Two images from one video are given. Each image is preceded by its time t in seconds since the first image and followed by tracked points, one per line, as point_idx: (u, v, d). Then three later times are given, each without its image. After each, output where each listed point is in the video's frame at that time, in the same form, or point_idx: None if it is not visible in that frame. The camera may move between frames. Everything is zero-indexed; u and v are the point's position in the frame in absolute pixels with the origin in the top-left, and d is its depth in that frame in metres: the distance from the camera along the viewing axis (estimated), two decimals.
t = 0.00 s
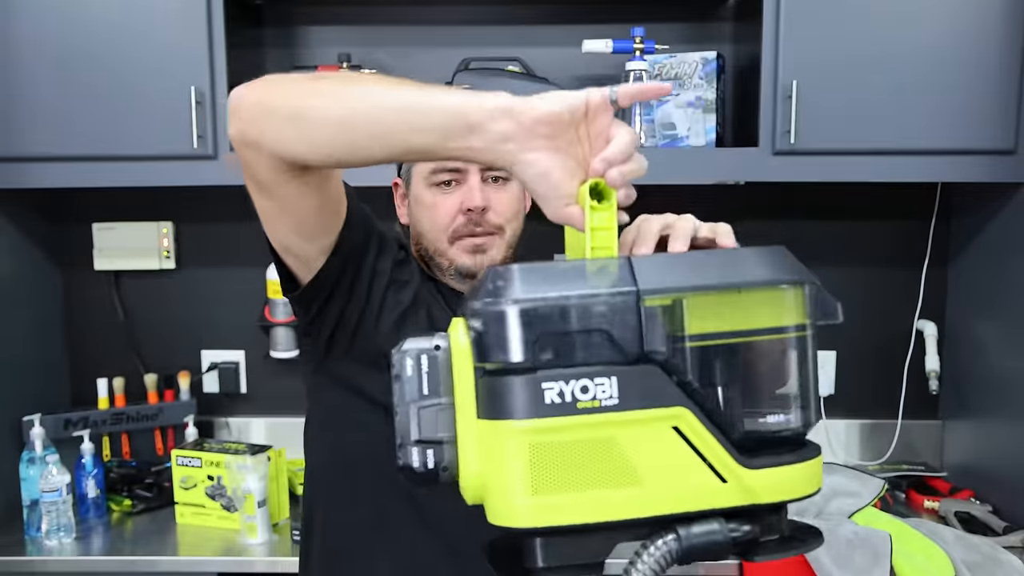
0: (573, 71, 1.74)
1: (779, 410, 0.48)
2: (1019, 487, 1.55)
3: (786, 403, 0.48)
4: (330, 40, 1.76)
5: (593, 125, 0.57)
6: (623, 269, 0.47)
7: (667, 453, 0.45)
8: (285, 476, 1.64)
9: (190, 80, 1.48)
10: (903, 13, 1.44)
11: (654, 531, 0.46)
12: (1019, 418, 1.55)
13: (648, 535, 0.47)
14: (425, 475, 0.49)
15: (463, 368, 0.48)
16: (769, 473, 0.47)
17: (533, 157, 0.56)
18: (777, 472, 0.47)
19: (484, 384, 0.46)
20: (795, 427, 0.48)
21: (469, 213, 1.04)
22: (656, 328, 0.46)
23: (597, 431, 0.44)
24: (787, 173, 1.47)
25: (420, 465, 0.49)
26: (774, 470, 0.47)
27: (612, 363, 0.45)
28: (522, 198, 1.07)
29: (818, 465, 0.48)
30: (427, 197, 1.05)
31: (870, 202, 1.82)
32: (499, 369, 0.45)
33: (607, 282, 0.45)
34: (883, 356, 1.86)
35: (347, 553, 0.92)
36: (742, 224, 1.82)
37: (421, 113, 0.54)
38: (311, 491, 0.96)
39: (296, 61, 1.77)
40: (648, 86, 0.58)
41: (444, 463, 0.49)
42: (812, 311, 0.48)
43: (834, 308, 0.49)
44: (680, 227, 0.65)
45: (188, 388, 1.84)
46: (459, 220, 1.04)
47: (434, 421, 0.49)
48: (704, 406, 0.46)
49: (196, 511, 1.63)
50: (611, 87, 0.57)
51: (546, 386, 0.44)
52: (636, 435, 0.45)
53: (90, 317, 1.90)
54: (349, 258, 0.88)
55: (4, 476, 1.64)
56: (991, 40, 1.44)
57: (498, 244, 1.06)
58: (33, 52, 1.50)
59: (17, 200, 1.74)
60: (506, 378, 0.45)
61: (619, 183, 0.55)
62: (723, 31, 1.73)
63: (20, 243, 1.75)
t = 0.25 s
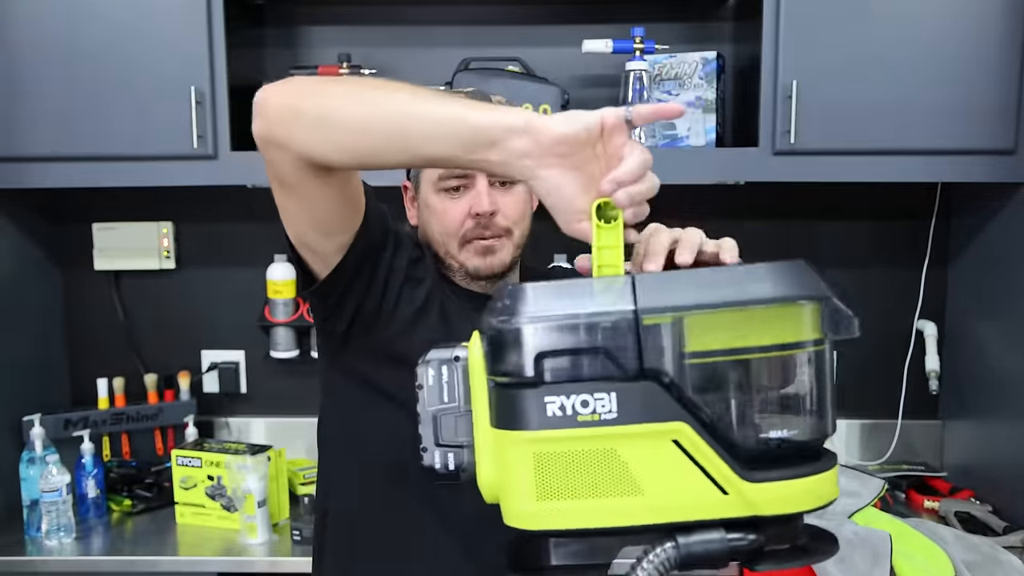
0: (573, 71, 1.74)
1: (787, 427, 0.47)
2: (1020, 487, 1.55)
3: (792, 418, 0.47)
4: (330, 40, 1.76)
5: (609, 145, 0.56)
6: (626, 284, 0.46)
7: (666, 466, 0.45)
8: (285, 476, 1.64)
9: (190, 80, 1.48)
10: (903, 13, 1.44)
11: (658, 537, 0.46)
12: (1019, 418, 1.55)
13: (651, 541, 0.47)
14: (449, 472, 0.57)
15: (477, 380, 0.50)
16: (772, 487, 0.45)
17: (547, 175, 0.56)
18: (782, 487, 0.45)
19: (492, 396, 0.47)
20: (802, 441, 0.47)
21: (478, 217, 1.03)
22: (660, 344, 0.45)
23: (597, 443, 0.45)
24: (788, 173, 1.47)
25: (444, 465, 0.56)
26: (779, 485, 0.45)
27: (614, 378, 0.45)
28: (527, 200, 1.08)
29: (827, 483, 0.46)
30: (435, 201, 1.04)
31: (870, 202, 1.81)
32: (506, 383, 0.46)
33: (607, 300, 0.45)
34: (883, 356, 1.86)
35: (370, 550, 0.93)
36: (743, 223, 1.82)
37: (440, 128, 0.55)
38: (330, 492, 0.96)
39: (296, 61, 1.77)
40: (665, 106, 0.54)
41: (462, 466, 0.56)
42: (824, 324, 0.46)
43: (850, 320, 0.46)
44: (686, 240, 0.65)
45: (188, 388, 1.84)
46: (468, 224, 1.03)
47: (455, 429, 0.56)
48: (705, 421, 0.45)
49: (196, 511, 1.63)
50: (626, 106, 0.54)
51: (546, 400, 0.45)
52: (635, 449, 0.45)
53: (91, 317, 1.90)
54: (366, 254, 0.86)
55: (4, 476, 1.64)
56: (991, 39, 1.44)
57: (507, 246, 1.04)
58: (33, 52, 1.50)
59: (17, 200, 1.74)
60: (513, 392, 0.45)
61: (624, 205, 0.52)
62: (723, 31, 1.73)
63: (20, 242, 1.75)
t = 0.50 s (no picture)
0: (573, 71, 1.74)
1: (788, 428, 0.46)
2: (1020, 487, 1.55)
3: (793, 420, 0.46)
4: (329, 40, 1.76)
5: (617, 141, 0.57)
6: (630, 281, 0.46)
7: (665, 463, 0.45)
8: (285, 476, 1.64)
9: (190, 81, 1.48)
10: (903, 13, 1.44)
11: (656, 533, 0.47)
12: (1019, 418, 1.55)
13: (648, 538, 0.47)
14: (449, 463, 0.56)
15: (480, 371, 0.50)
16: (772, 486, 0.45)
17: (556, 173, 0.57)
18: (780, 487, 0.45)
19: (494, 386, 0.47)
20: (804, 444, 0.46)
21: (479, 220, 1.04)
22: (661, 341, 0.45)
23: (597, 438, 0.45)
24: (788, 173, 1.47)
25: (444, 456, 0.56)
26: (777, 485, 0.45)
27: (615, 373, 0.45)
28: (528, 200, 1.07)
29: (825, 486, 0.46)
30: (437, 203, 1.04)
31: (870, 202, 1.81)
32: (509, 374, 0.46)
33: (611, 298, 0.45)
34: (883, 356, 1.86)
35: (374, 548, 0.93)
36: (743, 223, 1.82)
37: (445, 129, 0.54)
38: (335, 488, 0.96)
39: (296, 61, 1.77)
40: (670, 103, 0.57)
41: (464, 457, 0.55)
42: (832, 329, 0.45)
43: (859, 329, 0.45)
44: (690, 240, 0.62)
45: (188, 388, 1.84)
46: (469, 227, 1.03)
47: (458, 420, 0.55)
48: (706, 418, 0.45)
49: (196, 511, 1.63)
50: (632, 104, 0.57)
51: (548, 393, 0.45)
52: (635, 445, 0.45)
53: (91, 317, 1.90)
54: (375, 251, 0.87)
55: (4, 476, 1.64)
56: (990, 39, 1.44)
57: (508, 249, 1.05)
58: (33, 52, 1.50)
59: (17, 200, 1.74)
60: (516, 384, 0.46)
61: (631, 201, 0.52)
62: (723, 31, 1.73)
63: (20, 242, 1.75)
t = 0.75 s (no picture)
0: (573, 71, 1.74)
1: (795, 381, 0.45)
2: (1020, 486, 1.55)
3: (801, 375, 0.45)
4: (330, 40, 1.76)
5: (596, 106, 0.56)
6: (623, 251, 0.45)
7: (672, 430, 0.44)
8: (285, 476, 1.65)
9: (191, 80, 1.48)
10: (903, 14, 1.44)
11: (669, 497, 0.46)
12: (1018, 419, 1.55)
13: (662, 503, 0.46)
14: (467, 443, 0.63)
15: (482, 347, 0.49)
16: (782, 444, 0.44)
17: (539, 143, 0.56)
18: (790, 440, 0.44)
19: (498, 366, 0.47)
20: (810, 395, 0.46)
21: (458, 219, 1.03)
22: (663, 307, 0.44)
23: (603, 407, 0.44)
24: (787, 173, 1.47)
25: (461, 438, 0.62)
26: (790, 439, 0.44)
27: (619, 342, 0.44)
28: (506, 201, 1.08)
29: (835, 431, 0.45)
30: (416, 205, 1.04)
31: (870, 203, 1.81)
32: (514, 354, 0.46)
33: (607, 268, 0.44)
34: (883, 356, 1.86)
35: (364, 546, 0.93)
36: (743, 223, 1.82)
37: (428, 113, 0.55)
38: (326, 487, 0.96)
39: (296, 61, 1.77)
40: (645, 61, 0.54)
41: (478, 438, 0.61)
42: (832, 276, 0.45)
43: (852, 266, 0.45)
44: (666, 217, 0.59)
45: (188, 388, 1.84)
46: (450, 226, 1.03)
47: (467, 404, 0.59)
48: (711, 382, 0.44)
49: (196, 512, 1.63)
50: (605, 68, 0.55)
51: (551, 368, 0.44)
52: (641, 413, 0.44)
53: (91, 317, 1.90)
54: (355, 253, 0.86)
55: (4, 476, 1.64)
56: (990, 40, 1.44)
57: (489, 248, 1.03)
58: (33, 52, 1.50)
59: (17, 201, 1.74)
60: (520, 362, 0.45)
61: (613, 165, 0.52)
62: (723, 31, 1.73)
63: (20, 242, 1.75)
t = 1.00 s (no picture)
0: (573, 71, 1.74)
1: (801, 391, 0.45)
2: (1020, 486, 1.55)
3: (811, 382, 0.45)
4: (329, 39, 1.76)
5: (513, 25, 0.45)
6: (649, 231, 0.44)
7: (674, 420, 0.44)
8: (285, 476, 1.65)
9: (191, 80, 1.48)
10: (903, 14, 1.44)
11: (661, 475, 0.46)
12: (1018, 419, 1.55)
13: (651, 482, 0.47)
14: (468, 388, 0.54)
15: (498, 303, 0.50)
16: (779, 448, 0.44)
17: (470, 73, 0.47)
18: (790, 446, 0.44)
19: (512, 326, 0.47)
20: (815, 403, 0.46)
21: (425, 224, 1.04)
22: (678, 304, 0.44)
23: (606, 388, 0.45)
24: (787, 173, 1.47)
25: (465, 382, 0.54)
26: (789, 446, 0.44)
27: (631, 329, 0.44)
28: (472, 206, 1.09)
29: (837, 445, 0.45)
30: (381, 210, 1.05)
31: (870, 203, 1.81)
32: (528, 319, 0.46)
33: (632, 248, 0.44)
34: (883, 356, 1.86)
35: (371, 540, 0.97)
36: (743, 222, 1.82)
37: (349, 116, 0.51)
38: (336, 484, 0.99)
39: (296, 61, 1.77)
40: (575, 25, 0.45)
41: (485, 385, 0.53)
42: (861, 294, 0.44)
43: (893, 280, 0.45)
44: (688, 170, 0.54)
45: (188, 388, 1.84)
46: (417, 232, 1.04)
47: (478, 348, 0.53)
48: (719, 375, 0.44)
49: (196, 512, 1.63)
50: None
51: (559, 341, 0.45)
52: (646, 397, 0.44)
53: (91, 317, 1.90)
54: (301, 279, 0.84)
55: (4, 476, 1.64)
56: (990, 39, 1.44)
57: (455, 252, 1.05)
58: (33, 52, 1.50)
59: (16, 200, 1.73)
60: (530, 332, 0.46)
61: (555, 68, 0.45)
62: (723, 31, 1.73)
63: (20, 242, 1.75)
